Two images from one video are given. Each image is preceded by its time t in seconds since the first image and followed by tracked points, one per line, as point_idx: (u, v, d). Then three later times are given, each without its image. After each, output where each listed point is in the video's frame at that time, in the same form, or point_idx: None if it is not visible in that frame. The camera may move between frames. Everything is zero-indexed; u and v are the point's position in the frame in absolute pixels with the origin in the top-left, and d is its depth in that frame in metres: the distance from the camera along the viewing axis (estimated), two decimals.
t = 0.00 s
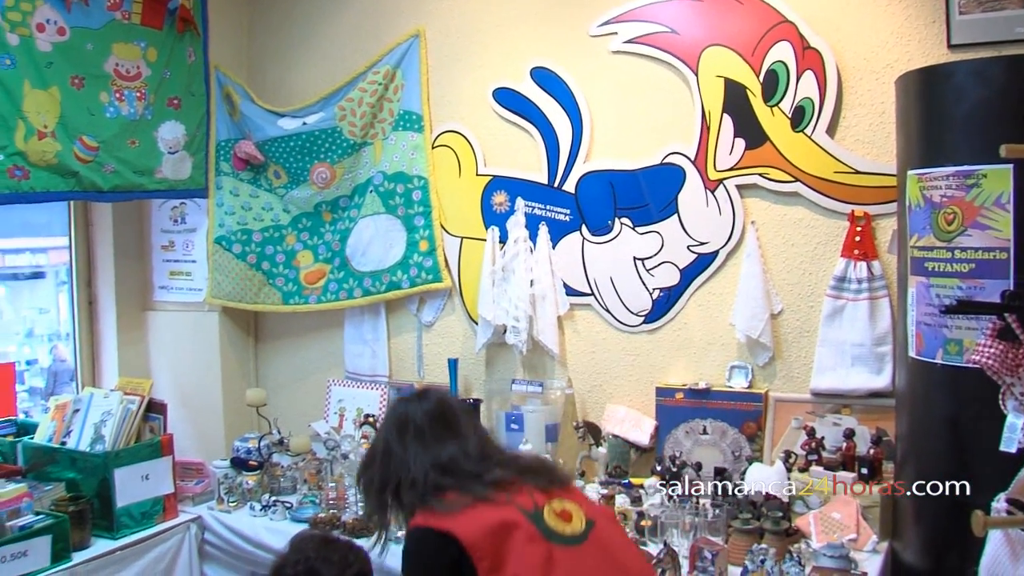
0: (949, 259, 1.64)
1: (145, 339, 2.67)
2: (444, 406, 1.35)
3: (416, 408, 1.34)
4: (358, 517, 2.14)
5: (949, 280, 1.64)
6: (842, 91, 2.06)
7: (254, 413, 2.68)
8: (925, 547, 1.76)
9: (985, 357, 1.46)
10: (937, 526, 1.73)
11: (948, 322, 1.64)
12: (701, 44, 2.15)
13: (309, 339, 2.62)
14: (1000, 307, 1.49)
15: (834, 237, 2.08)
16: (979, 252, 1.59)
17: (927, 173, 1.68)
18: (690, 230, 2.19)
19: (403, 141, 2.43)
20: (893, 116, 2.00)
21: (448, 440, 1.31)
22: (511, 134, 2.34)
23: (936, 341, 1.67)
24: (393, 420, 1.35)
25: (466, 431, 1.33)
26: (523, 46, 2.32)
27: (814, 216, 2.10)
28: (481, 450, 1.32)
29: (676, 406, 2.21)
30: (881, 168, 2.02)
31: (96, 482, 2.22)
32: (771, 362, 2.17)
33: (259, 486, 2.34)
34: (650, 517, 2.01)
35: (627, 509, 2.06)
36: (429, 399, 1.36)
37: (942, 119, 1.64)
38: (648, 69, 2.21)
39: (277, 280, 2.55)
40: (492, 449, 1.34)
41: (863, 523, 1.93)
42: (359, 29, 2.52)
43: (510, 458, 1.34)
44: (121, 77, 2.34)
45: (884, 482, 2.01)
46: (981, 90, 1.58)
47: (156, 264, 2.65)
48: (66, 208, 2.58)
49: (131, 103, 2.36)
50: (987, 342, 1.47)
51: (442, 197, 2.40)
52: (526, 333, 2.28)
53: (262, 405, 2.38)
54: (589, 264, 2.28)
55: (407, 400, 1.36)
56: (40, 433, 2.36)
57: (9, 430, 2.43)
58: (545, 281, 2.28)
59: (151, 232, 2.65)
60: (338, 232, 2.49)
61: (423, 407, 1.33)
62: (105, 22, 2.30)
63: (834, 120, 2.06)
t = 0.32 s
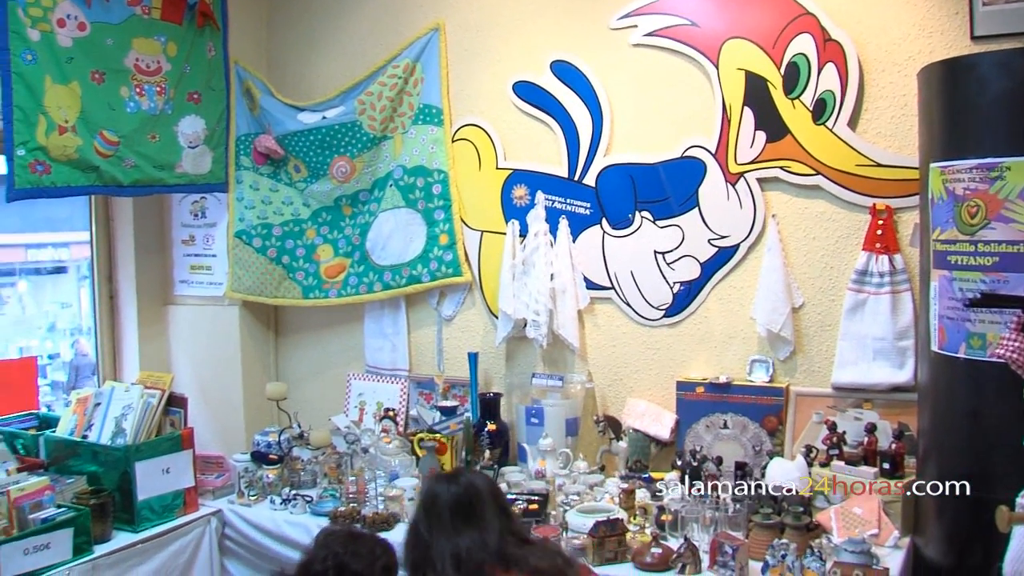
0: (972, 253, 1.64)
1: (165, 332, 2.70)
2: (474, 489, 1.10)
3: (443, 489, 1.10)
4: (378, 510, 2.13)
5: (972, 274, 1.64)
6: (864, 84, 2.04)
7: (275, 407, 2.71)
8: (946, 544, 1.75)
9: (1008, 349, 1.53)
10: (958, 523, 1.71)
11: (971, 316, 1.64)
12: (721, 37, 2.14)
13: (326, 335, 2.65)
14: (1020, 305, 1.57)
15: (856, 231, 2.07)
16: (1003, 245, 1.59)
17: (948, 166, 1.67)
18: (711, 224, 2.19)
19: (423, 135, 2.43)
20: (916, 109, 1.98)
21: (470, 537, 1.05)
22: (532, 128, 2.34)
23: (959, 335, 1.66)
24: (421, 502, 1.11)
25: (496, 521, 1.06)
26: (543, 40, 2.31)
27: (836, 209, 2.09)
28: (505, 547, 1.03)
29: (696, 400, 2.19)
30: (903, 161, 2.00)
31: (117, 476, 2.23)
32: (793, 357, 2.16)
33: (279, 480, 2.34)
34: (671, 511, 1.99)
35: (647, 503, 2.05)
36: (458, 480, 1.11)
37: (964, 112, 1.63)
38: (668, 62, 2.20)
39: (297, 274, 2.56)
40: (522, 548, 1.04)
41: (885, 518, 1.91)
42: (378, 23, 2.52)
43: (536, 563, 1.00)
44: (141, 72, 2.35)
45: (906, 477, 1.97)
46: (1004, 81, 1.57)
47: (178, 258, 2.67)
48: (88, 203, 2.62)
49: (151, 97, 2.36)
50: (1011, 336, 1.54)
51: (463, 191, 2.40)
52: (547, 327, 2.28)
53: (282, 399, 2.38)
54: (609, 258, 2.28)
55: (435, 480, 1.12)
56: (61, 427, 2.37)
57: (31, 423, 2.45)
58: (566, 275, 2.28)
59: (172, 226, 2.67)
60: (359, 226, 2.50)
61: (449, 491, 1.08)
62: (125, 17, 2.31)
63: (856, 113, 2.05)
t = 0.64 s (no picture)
0: (1002, 244, 1.62)
1: (192, 328, 2.70)
2: (525, 532, 1.34)
3: (499, 526, 1.36)
4: (405, 505, 2.14)
5: (1001, 265, 1.62)
6: (890, 74, 2.02)
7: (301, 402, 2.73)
8: (976, 538, 1.73)
9: None
10: (989, 517, 1.70)
11: (1002, 307, 1.62)
12: (746, 28, 2.12)
13: (353, 329, 2.67)
14: None
15: (883, 222, 2.05)
16: None
17: (977, 156, 1.66)
18: (737, 216, 2.17)
19: (448, 128, 2.43)
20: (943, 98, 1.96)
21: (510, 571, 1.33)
22: (556, 121, 2.34)
23: (989, 327, 1.65)
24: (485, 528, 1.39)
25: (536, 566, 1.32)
26: (567, 32, 2.31)
27: (862, 201, 2.07)
28: None
29: (723, 393, 2.18)
30: (931, 151, 1.98)
31: (144, 471, 2.24)
32: (820, 349, 2.14)
33: (305, 474, 2.35)
34: (697, 506, 1.98)
35: (674, 497, 2.04)
36: (513, 520, 1.36)
37: (991, 101, 1.62)
38: (694, 54, 2.19)
39: (323, 269, 2.58)
40: None
41: (914, 512, 1.89)
42: (402, 17, 2.52)
43: None
44: (166, 69, 2.36)
45: (936, 470, 1.94)
46: None
47: (203, 253, 2.68)
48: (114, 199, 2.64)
49: (176, 94, 2.37)
50: None
51: (487, 184, 2.41)
52: (572, 321, 2.27)
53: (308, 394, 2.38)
54: (635, 251, 2.28)
55: (496, 515, 1.38)
56: (90, 422, 2.38)
57: (59, 418, 2.48)
58: (592, 268, 2.28)
59: (197, 222, 2.69)
60: (383, 220, 2.51)
61: (503, 531, 1.34)
62: (150, 14, 2.32)
63: (882, 104, 2.03)
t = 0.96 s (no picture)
0: None
1: (216, 324, 2.73)
2: (568, 536, 1.35)
3: (542, 527, 1.38)
4: (430, 501, 2.13)
5: None
6: (917, 67, 2.00)
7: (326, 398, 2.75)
8: (1005, 535, 1.72)
9: None
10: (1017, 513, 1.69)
11: None
12: (771, 22, 2.11)
13: (377, 326, 2.68)
14: None
15: (909, 216, 2.04)
16: None
17: (1005, 150, 1.64)
18: (763, 211, 2.17)
19: (472, 124, 2.43)
20: (971, 91, 1.93)
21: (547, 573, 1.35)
22: (581, 117, 2.33)
23: (1018, 323, 1.64)
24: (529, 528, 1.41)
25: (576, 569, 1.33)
26: (590, 27, 2.30)
27: (887, 195, 2.05)
28: None
29: (748, 389, 2.17)
30: (958, 145, 1.96)
31: (170, 467, 2.25)
32: (845, 345, 2.13)
33: (331, 470, 2.36)
34: (723, 502, 1.98)
35: (700, 493, 2.03)
36: (556, 523, 1.37)
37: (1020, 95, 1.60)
38: (718, 49, 2.18)
39: (347, 265, 2.59)
40: None
41: (941, 508, 1.87)
42: (425, 13, 2.52)
43: None
44: (190, 66, 2.36)
45: (963, 466, 1.91)
46: None
47: (228, 250, 2.70)
48: (139, 197, 2.69)
49: (200, 92, 2.38)
50: None
51: (512, 181, 2.41)
52: (597, 317, 2.28)
53: (333, 390, 2.39)
54: (660, 246, 2.27)
55: (541, 517, 1.40)
56: (116, 419, 2.39)
57: (86, 414, 2.50)
58: (617, 264, 2.28)
59: (221, 219, 2.70)
60: (408, 217, 2.52)
61: (546, 533, 1.36)
62: (174, 12, 2.32)
63: (908, 97, 2.01)
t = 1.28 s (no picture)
0: None
1: (233, 322, 2.74)
2: (605, 529, 1.38)
3: (579, 521, 1.40)
4: (448, 498, 2.14)
5: None
6: (934, 61, 1.99)
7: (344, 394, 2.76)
8: None
9: None
10: None
11: None
12: (787, 16, 2.10)
13: (394, 322, 2.68)
14: None
15: (926, 212, 2.02)
16: None
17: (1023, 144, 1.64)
18: (780, 207, 2.16)
19: (488, 121, 2.43)
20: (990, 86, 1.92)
21: (585, 566, 1.37)
22: (597, 113, 2.33)
23: None
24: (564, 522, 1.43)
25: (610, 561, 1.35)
26: (606, 23, 2.30)
27: (906, 190, 2.04)
28: None
29: (767, 384, 2.16)
30: (976, 139, 1.94)
31: (188, 463, 2.26)
32: (863, 341, 2.12)
33: (348, 467, 2.35)
34: (740, 498, 1.97)
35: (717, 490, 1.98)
36: (594, 517, 1.40)
37: None
38: (735, 44, 2.17)
39: (364, 262, 2.60)
40: None
41: (960, 505, 1.84)
42: (440, 10, 2.52)
43: None
44: (206, 64, 2.37)
45: (983, 463, 1.89)
46: None
47: (245, 247, 2.72)
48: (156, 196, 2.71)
49: (216, 89, 2.38)
50: None
51: (528, 177, 2.41)
52: (614, 313, 2.27)
53: (349, 387, 2.41)
54: (677, 242, 2.27)
55: (577, 512, 1.42)
56: (134, 416, 2.40)
57: (104, 412, 2.50)
58: (634, 260, 2.28)
59: (239, 217, 2.72)
60: (424, 213, 2.52)
61: (583, 525, 1.39)
62: (190, 10, 2.33)
63: (926, 91, 1.99)
